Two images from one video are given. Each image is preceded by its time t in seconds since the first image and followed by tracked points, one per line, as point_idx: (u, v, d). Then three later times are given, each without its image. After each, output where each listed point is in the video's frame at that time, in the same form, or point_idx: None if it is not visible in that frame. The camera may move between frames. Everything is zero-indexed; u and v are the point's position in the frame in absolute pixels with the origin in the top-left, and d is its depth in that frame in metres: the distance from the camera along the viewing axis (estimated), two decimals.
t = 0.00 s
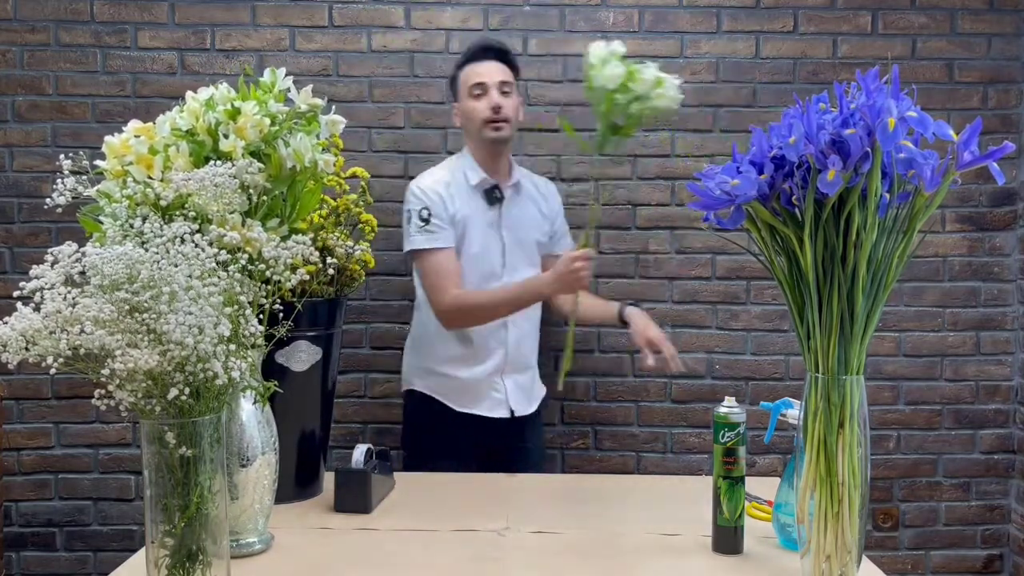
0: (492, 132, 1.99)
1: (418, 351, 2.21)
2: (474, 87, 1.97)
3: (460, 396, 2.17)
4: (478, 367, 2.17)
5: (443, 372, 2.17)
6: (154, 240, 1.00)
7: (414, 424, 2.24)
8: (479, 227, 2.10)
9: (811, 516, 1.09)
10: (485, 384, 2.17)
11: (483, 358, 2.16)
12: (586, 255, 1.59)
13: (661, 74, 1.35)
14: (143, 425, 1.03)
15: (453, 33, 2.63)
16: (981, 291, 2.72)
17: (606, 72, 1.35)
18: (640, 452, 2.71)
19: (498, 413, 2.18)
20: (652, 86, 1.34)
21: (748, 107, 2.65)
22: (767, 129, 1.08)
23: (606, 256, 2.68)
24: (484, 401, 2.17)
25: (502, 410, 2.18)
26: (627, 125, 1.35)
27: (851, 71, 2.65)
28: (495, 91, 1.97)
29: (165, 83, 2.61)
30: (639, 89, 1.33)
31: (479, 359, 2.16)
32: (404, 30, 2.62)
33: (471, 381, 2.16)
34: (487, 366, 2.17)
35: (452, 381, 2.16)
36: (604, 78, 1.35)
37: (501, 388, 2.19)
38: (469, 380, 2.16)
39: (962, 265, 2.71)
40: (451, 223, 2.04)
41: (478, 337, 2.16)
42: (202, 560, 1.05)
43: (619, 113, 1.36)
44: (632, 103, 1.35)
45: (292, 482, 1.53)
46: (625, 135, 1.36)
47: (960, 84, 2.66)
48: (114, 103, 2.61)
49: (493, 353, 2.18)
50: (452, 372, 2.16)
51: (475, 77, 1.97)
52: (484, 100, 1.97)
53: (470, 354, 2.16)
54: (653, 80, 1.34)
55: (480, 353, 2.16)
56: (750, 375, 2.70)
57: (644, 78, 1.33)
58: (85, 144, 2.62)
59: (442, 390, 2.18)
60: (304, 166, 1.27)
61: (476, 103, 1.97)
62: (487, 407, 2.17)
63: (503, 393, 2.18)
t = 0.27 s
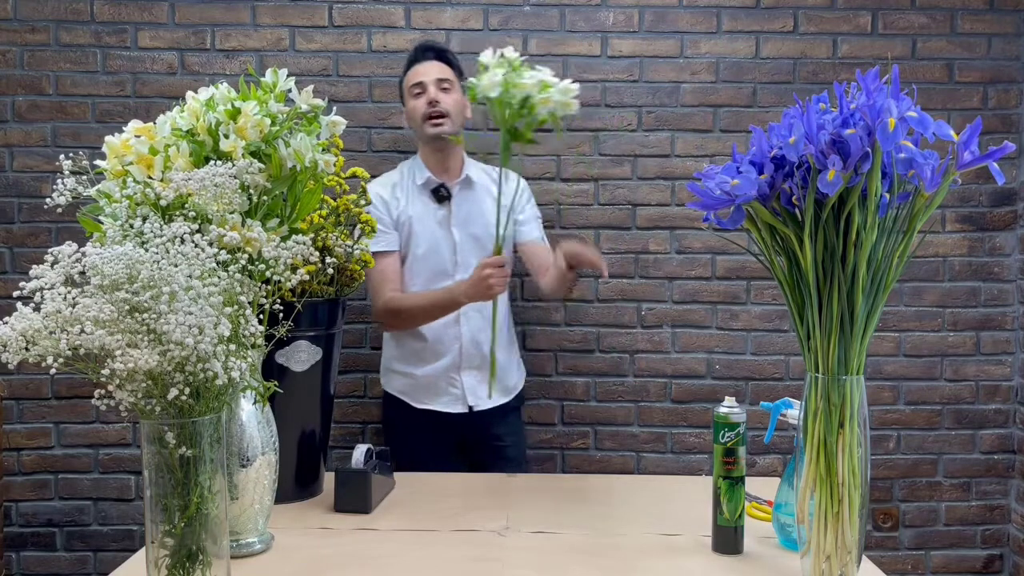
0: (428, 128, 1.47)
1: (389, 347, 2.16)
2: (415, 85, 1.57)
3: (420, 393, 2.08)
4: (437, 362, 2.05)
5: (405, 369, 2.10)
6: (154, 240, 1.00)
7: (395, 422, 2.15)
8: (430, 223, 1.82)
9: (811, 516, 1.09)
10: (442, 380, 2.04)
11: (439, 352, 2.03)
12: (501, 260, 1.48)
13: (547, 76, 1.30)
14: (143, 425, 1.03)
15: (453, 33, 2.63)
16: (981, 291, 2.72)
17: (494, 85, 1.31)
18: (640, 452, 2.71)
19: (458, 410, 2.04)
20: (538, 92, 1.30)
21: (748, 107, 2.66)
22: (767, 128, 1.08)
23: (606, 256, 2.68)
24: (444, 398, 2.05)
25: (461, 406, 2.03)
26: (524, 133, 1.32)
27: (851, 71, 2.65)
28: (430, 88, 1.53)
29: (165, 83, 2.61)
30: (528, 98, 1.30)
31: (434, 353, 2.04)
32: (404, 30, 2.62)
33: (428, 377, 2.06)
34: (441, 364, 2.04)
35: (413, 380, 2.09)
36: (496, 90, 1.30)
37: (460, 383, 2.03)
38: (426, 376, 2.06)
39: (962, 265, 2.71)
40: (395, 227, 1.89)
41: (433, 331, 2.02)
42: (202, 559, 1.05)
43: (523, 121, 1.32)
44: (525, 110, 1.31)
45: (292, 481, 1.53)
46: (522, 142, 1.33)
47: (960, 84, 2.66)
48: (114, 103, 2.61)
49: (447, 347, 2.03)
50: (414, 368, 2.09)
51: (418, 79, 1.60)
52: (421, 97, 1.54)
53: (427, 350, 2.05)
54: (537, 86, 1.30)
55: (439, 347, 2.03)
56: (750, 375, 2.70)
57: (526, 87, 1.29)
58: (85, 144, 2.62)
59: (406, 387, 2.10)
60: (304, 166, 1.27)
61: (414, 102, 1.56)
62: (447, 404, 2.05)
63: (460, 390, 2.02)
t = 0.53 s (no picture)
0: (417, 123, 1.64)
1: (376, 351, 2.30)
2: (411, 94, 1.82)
3: (409, 393, 2.23)
4: (423, 361, 2.22)
5: (394, 371, 2.25)
6: (154, 240, 1.00)
7: (394, 423, 2.25)
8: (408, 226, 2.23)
9: (811, 516, 1.09)
10: (431, 378, 2.21)
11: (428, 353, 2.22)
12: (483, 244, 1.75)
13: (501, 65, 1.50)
14: (143, 425, 1.03)
15: (453, 33, 2.63)
16: (981, 291, 2.72)
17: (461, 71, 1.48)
18: (640, 452, 2.71)
19: (446, 407, 2.21)
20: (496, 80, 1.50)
21: (747, 107, 2.66)
22: (767, 129, 1.08)
23: (606, 256, 2.68)
24: (432, 395, 2.21)
25: (450, 403, 2.21)
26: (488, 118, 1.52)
27: (851, 71, 2.65)
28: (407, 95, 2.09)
29: (165, 83, 2.61)
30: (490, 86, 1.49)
31: (423, 354, 2.22)
32: (404, 30, 2.62)
33: (416, 376, 2.22)
34: (428, 364, 2.21)
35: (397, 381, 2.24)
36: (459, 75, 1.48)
37: (449, 381, 2.22)
38: (415, 375, 2.22)
39: (962, 265, 2.71)
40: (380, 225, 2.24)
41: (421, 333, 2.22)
42: (202, 559, 1.05)
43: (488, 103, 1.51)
44: (491, 91, 1.24)
45: (292, 481, 1.53)
46: (491, 124, 1.27)
47: (960, 84, 2.66)
48: (114, 103, 2.61)
49: (435, 347, 2.22)
50: (401, 369, 2.24)
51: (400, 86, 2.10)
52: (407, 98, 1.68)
53: (415, 351, 2.22)
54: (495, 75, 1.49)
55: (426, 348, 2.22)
56: (750, 375, 2.70)
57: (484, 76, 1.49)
58: (85, 144, 2.62)
59: (395, 388, 2.24)
60: (304, 166, 1.27)
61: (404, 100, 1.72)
62: (435, 401, 2.21)
63: (448, 386, 2.21)
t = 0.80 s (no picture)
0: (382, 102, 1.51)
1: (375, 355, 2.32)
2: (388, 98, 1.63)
3: (405, 396, 2.24)
4: (417, 364, 2.24)
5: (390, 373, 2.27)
6: (154, 240, 1.00)
7: (394, 423, 2.26)
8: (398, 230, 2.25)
9: (811, 516, 1.09)
10: (425, 380, 2.22)
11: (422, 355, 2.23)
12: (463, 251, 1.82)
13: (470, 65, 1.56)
14: (143, 425, 1.02)
15: (453, 33, 2.63)
16: (981, 291, 2.72)
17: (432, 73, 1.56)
18: (640, 452, 2.71)
19: (440, 409, 2.22)
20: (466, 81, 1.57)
21: (748, 107, 2.66)
22: (767, 128, 1.08)
23: (606, 256, 2.68)
24: (427, 398, 2.22)
25: (444, 405, 2.21)
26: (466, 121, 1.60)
27: (850, 71, 2.65)
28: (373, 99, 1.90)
29: (165, 83, 2.61)
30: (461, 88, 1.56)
31: (417, 356, 2.24)
32: (404, 30, 2.62)
33: (411, 379, 2.24)
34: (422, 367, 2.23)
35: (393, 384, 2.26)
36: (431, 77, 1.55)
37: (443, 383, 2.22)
38: (410, 377, 2.23)
39: (963, 265, 2.71)
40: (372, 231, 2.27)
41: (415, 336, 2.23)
42: (202, 559, 1.05)
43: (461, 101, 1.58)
44: (464, 95, 1.26)
45: (292, 481, 1.53)
46: (466, 128, 1.27)
47: (960, 84, 2.66)
48: (114, 103, 2.61)
49: (429, 350, 2.23)
50: (397, 371, 2.26)
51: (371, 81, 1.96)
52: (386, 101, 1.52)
53: (410, 354, 2.24)
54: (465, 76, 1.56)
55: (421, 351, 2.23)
56: (750, 375, 2.70)
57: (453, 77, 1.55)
58: (85, 144, 2.62)
59: (392, 391, 2.26)
60: (304, 166, 1.27)
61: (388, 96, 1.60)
62: (430, 404, 2.22)
63: (443, 388, 2.22)
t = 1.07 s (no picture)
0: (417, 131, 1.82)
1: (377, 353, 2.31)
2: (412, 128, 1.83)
3: (406, 395, 2.25)
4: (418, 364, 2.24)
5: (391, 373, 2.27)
6: (154, 240, 1.00)
7: (396, 421, 2.26)
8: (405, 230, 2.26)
9: (811, 516, 1.09)
10: (426, 381, 2.23)
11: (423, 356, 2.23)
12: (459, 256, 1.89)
13: (451, 68, 1.55)
14: (143, 425, 1.02)
15: (454, 33, 2.63)
16: (981, 291, 2.72)
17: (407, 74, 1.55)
18: (640, 452, 2.71)
19: (440, 409, 2.22)
20: (447, 83, 1.55)
21: (748, 107, 2.66)
22: (767, 128, 1.08)
23: (606, 256, 2.68)
24: (428, 398, 2.23)
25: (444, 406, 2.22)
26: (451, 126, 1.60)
27: (851, 71, 2.65)
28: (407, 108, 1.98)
29: (165, 83, 2.61)
30: (441, 90, 1.54)
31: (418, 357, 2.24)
32: (404, 30, 2.62)
33: (412, 379, 2.24)
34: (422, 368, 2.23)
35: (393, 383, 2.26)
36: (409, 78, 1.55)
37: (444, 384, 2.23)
38: (411, 377, 2.24)
39: (962, 265, 2.71)
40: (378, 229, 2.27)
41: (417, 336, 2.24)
42: (202, 560, 1.05)
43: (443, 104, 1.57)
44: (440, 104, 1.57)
45: (292, 481, 1.53)
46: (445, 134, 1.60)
47: (960, 84, 2.66)
48: (114, 103, 2.61)
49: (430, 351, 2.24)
50: (398, 371, 2.26)
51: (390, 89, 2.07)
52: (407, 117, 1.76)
53: (411, 354, 2.24)
54: (445, 78, 1.54)
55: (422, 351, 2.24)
56: (750, 375, 2.70)
57: (433, 80, 1.54)
58: (85, 144, 2.62)
59: (394, 390, 2.26)
60: (304, 166, 1.27)
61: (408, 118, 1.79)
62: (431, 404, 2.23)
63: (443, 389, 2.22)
